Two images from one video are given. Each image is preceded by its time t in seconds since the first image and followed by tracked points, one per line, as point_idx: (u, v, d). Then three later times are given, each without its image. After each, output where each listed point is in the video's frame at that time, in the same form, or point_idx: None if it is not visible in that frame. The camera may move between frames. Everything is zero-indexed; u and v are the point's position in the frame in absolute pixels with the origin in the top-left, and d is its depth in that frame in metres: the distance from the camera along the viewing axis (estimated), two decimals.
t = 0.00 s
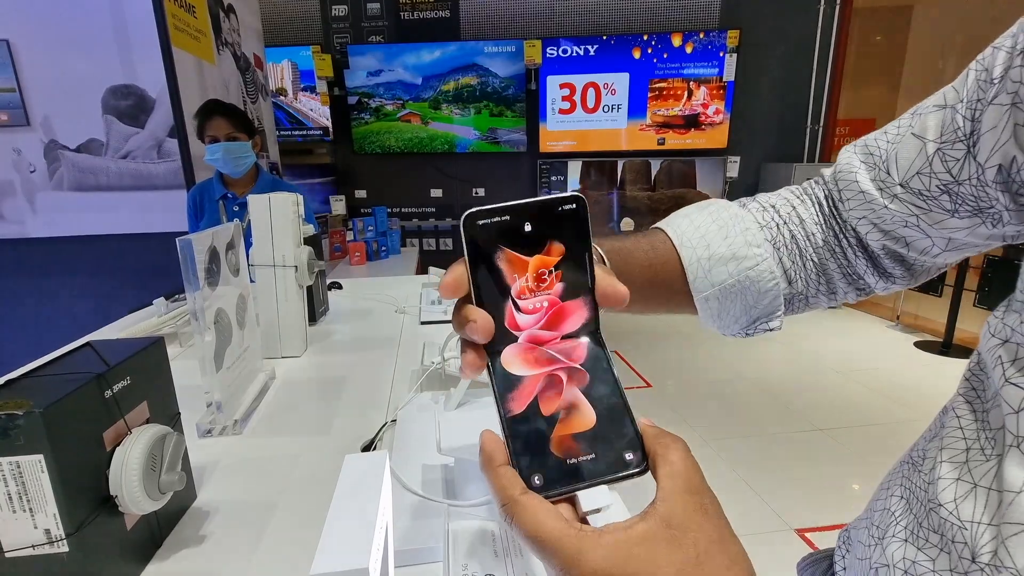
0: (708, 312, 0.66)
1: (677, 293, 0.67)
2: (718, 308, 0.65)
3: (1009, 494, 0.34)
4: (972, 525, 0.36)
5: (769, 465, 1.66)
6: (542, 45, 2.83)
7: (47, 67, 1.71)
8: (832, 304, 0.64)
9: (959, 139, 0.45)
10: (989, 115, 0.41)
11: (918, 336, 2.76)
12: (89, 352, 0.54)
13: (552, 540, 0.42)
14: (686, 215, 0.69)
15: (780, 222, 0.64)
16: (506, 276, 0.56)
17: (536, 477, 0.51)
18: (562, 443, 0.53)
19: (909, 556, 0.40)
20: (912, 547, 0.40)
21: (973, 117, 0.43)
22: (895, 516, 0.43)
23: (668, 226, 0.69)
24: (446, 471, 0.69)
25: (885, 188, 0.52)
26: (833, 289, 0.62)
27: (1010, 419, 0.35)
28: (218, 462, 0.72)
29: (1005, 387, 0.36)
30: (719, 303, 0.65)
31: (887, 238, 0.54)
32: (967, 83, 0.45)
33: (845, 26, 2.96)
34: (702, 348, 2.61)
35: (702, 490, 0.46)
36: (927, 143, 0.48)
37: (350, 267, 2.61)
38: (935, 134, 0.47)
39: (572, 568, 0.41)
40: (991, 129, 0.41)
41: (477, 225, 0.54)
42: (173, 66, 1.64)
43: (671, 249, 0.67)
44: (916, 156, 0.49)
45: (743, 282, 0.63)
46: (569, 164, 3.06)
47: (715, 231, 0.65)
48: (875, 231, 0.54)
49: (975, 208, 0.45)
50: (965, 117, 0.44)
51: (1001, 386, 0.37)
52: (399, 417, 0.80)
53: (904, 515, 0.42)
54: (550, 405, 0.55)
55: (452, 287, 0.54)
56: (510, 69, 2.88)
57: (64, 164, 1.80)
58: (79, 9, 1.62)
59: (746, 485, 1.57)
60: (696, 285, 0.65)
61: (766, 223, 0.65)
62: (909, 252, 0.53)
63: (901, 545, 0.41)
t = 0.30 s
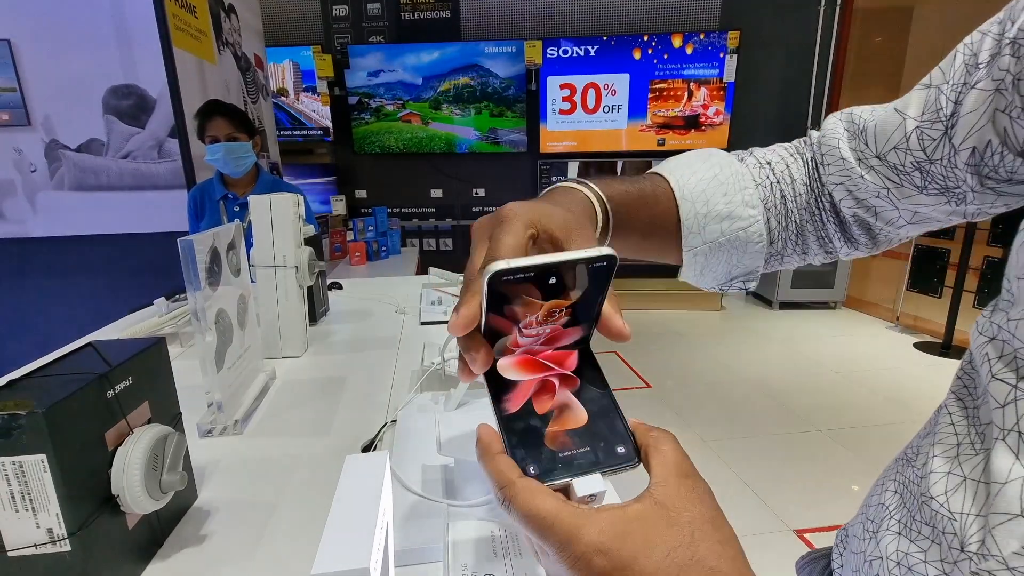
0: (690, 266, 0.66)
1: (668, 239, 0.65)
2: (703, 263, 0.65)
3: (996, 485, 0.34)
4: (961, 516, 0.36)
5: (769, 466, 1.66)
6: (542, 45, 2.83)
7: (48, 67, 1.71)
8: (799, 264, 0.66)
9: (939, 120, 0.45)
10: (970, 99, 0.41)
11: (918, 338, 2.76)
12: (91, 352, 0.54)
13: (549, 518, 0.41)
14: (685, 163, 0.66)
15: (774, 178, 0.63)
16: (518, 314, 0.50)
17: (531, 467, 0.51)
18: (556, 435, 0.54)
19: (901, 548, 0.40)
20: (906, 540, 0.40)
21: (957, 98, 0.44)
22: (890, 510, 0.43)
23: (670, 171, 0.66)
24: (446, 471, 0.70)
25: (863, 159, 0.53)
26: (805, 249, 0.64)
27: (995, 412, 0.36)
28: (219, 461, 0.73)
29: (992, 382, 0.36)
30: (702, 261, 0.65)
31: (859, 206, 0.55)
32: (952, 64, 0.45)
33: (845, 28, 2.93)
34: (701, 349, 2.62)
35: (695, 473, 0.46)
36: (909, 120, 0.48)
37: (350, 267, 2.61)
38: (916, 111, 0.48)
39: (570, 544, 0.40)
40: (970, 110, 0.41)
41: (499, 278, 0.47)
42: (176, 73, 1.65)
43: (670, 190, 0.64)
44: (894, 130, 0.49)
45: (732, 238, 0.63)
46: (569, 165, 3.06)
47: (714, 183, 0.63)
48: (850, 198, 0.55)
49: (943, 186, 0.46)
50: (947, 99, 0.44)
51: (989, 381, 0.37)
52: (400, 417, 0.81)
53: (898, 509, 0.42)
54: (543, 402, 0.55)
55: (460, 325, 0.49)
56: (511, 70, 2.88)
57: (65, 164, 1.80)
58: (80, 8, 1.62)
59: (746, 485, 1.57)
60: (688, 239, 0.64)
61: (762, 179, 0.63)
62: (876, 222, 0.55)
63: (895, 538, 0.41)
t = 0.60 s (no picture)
0: (687, 242, 0.63)
1: (671, 213, 0.60)
2: (701, 239, 0.62)
3: (984, 478, 0.34)
4: (950, 509, 0.36)
5: (769, 466, 1.67)
6: (543, 45, 2.83)
7: (48, 66, 1.71)
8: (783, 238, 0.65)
9: (934, 101, 0.46)
10: (967, 83, 0.42)
11: (917, 338, 2.76)
12: (91, 350, 0.54)
13: (550, 493, 0.40)
14: (688, 130, 0.60)
15: (772, 152, 0.59)
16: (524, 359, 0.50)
17: (530, 450, 0.51)
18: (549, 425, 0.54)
19: (894, 542, 0.40)
20: (897, 534, 0.40)
21: (953, 80, 0.45)
22: (882, 505, 0.44)
23: (676, 138, 0.59)
24: (444, 469, 0.70)
25: (852, 137, 0.53)
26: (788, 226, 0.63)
27: (984, 406, 0.36)
28: (218, 460, 0.73)
29: (981, 377, 0.36)
30: (701, 237, 0.62)
31: (845, 184, 0.55)
32: (948, 44, 0.46)
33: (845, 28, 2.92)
34: (701, 349, 2.62)
35: (691, 454, 0.46)
36: (904, 100, 0.48)
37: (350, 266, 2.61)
38: (912, 91, 0.48)
39: (572, 518, 0.39)
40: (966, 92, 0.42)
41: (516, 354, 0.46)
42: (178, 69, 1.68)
43: (678, 160, 0.58)
44: (888, 108, 0.49)
45: (734, 214, 0.59)
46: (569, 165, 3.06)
47: (721, 156, 0.58)
48: (837, 175, 0.55)
49: (927, 169, 0.48)
50: (944, 80, 0.45)
51: (977, 375, 0.37)
52: (399, 416, 0.81)
53: (890, 504, 0.43)
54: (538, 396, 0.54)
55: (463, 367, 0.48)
56: (511, 70, 2.88)
57: (65, 163, 1.80)
58: (80, 7, 1.62)
59: (745, 485, 1.57)
60: (690, 216, 0.60)
61: (764, 152, 0.59)
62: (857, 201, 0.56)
63: (887, 532, 0.41)
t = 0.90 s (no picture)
0: (682, 242, 0.64)
1: (671, 216, 0.60)
2: (697, 239, 0.63)
3: (972, 479, 0.34)
4: (941, 511, 0.37)
5: (768, 467, 1.67)
6: (543, 45, 2.83)
7: (49, 66, 1.71)
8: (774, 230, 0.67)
9: (927, 99, 0.46)
10: (959, 82, 0.42)
11: (917, 339, 2.76)
12: (91, 351, 0.54)
13: (549, 494, 0.39)
14: (685, 130, 0.59)
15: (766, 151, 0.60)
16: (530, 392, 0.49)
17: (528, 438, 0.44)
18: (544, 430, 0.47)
19: (884, 543, 0.41)
20: (888, 536, 0.41)
21: (946, 78, 0.44)
22: (873, 506, 0.44)
23: (675, 141, 0.59)
24: (443, 470, 0.70)
25: (846, 134, 0.53)
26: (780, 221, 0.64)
27: (971, 408, 0.36)
28: (218, 460, 0.73)
29: (968, 378, 0.37)
30: (698, 237, 0.63)
31: (835, 182, 0.56)
32: (939, 39, 0.46)
33: (845, 29, 2.93)
34: (700, 349, 2.63)
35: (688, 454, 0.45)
36: (900, 97, 0.48)
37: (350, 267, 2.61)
38: (905, 89, 0.48)
39: (570, 516, 0.39)
40: (958, 92, 0.42)
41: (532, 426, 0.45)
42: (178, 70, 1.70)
43: (679, 163, 0.58)
44: (881, 106, 0.49)
45: (732, 216, 0.60)
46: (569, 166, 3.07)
47: (721, 158, 0.58)
48: (829, 174, 0.56)
49: (919, 168, 0.48)
50: (937, 78, 0.45)
51: (966, 377, 0.37)
52: (398, 417, 0.81)
53: (881, 506, 0.43)
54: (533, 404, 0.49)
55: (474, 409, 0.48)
56: (511, 70, 2.88)
57: (65, 163, 1.81)
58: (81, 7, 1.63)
59: (744, 486, 1.58)
60: (688, 217, 0.60)
61: (760, 150, 0.59)
62: (845, 197, 0.57)
63: (878, 534, 0.42)
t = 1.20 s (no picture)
0: (675, 251, 0.64)
1: (656, 225, 0.61)
2: (687, 247, 0.63)
3: (962, 480, 0.35)
4: (931, 512, 0.37)
5: (767, 467, 1.67)
6: (544, 46, 2.83)
7: (49, 66, 1.72)
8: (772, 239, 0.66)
9: (918, 108, 0.46)
10: (952, 90, 0.42)
11: (917, 339, 2.76)
12: (91, 351, 0.55)
13: (552, 504, 0.39)
14: (668, 142, 0.61)
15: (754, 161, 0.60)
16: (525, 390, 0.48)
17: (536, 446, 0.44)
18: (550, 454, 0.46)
19: (878, 545, 0.41)
20: (881, 538, 0.41)
21: (937, 87, 0.45)
22: (867, 508, 0.44)
23: (658, 153, 0.60)
24: (442, 469, 0.71)
25: (841, 144, 0.53)
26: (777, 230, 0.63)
27: (960, 409, 0.37)
28: (218, 460, 0.73)
29: (957, 380, 0.37)
30: (688, 245, 0.63)
31: (831, 191, 0.55)
32: (931, 52, 0.46)
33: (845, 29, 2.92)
34: (699, 350, 2.63)
35: (689, 464, 0.43)
36: (893, 107, 0.48)
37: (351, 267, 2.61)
38: (896, 98, 0.48)
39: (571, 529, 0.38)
40: (947, 101, 0.43)
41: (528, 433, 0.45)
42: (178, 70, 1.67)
43: (660, 175, 0.59)
44: (875, 116, 0.50)
45: (718, 225, 0.60)
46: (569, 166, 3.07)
47: (703, 167, 0.59)
48: (825, 182, 0.55)
49: (916, 176, 0.48)
50: (929, 87, 0.46)
51: (955, 378, 0.38)
52: (397, 417, 0.81)
53: (875, 508, 0.43)
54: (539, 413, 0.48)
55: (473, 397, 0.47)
56: (511, 70, 2.88)
57: (65, 163, 1.81)
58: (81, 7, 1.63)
59: (743, 485, 1.58)
60: (675, 227, 0.61)
61: (747, 160, 0.60)
62: (843, 206, 0.56)
63: (872, 536, 0.42)
